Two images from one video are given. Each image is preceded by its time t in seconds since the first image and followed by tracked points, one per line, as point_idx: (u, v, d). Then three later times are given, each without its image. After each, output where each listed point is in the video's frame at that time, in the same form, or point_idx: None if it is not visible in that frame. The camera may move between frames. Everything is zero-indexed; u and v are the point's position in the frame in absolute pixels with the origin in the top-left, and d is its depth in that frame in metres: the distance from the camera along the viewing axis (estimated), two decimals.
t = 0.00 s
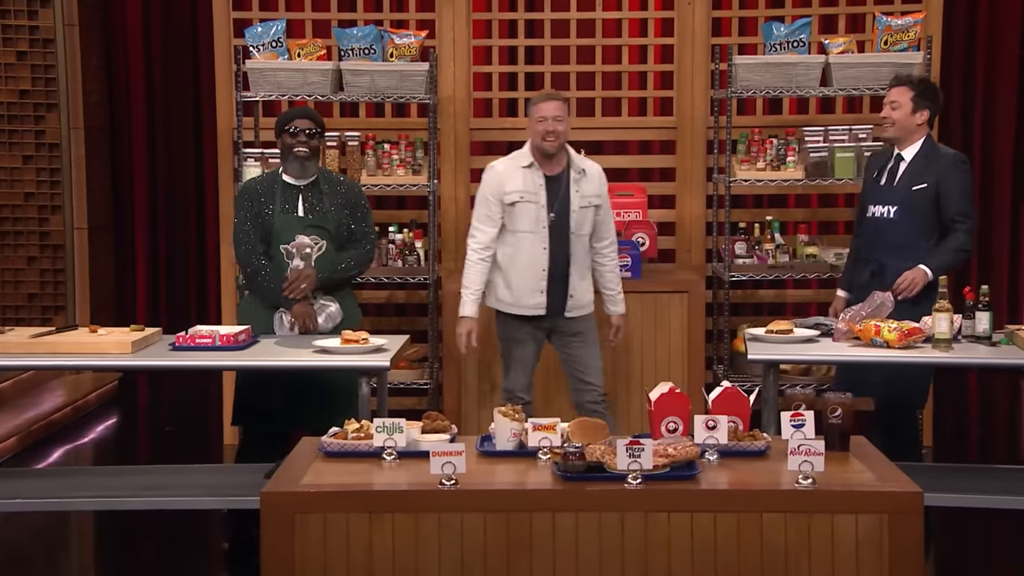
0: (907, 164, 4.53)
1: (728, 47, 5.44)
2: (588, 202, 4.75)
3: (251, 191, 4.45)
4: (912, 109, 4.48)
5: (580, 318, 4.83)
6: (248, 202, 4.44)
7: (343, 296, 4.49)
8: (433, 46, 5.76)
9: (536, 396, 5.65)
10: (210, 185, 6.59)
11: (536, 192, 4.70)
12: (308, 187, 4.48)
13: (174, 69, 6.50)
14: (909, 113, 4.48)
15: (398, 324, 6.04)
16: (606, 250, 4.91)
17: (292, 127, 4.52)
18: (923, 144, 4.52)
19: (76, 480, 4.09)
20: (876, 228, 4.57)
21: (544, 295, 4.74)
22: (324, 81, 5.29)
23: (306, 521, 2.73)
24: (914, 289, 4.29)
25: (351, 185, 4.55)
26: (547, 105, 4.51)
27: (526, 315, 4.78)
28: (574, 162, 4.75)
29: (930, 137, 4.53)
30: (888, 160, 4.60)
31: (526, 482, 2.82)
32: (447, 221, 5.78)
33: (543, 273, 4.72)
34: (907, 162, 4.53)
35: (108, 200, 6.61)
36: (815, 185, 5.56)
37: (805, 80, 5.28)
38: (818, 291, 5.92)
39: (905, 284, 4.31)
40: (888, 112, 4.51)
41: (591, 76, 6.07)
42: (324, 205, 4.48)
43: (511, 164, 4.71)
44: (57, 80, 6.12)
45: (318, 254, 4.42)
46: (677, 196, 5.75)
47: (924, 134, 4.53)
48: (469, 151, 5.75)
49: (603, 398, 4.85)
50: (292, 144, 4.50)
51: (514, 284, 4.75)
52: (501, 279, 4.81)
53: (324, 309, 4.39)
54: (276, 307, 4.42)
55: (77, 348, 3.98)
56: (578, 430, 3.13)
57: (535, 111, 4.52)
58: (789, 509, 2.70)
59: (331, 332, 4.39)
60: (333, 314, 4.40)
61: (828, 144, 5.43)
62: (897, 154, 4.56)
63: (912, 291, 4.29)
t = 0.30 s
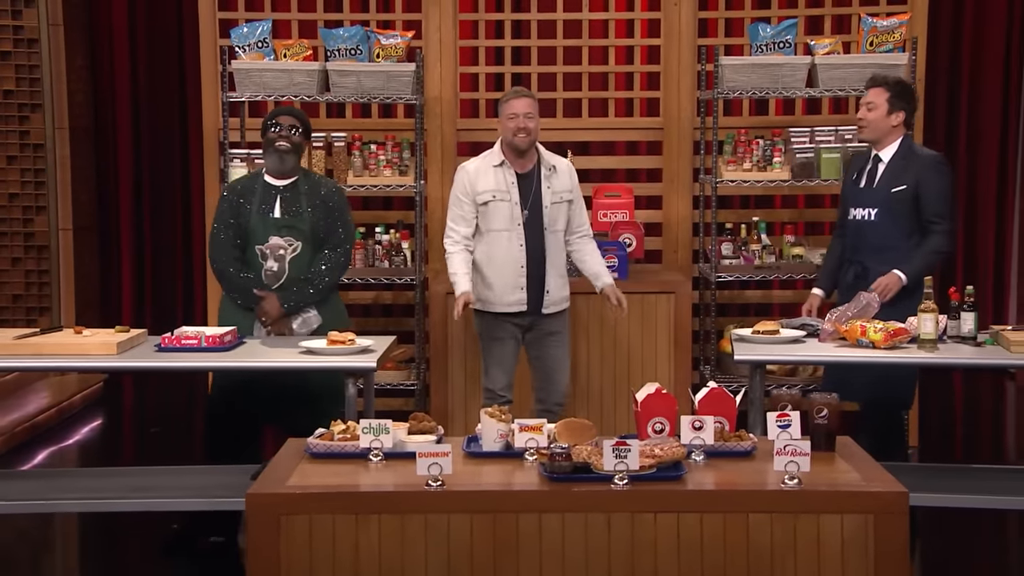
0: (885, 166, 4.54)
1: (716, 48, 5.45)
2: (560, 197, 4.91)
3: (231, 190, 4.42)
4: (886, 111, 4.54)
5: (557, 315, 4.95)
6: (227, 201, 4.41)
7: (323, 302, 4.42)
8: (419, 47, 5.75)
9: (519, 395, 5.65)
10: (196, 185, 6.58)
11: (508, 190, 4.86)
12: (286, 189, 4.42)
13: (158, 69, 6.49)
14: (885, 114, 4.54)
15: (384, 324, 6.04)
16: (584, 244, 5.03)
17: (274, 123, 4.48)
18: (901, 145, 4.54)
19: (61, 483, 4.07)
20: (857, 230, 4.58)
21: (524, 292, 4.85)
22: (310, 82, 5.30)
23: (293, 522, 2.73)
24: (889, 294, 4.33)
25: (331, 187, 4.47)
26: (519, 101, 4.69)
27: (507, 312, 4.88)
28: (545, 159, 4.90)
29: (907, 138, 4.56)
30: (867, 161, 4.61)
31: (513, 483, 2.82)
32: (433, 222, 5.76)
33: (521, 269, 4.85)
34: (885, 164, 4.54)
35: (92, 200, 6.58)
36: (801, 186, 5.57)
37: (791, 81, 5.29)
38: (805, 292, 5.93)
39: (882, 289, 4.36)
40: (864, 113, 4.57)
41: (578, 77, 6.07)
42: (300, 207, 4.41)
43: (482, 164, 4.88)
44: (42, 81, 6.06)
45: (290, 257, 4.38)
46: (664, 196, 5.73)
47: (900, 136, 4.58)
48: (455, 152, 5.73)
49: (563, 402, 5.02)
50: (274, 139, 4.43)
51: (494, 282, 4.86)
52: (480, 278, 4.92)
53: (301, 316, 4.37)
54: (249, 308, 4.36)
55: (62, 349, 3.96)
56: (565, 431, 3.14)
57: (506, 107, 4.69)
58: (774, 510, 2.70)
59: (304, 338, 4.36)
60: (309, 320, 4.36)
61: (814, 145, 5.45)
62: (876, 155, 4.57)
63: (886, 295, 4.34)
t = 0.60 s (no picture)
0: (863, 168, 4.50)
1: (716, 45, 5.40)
2: (560, 195, 4.89)
3: (191, 189, 4.37)
4: (862, 111, 4.47)
5: (553, 314, 4.94)
6: (187, 199, 4.36)
7: (281, 305, 4.38)
8: (416, 44, 5.71)
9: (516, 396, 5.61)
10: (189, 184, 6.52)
11: (513, 184, 4.85)
12: (248, 190, 4.37)
13: (151, 66, 6.45)
14: (859, 114, 4.48)
15: (380, 325, 5.99)
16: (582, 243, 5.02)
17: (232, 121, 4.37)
18: (878, 146, 4.49)
19: (52, 485, 4.02)
20: (837, 234, 4.56)
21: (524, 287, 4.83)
22: (305, 79, 5.24)
23: (287, 525, 2.68)
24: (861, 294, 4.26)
25: (293, 188, 4.41)
26: (524, 98, 4.69)
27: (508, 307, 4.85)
28: (546, 156, 4.91)
29: (884, 137, 4.50)
30: (847, 164, 4.58)
31: (510, 485, 2.77)
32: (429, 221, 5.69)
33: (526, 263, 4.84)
34: (863, 166, 4.50)
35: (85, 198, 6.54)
36: (801, 185, 5.52)
37: (792, 79, 5.24)
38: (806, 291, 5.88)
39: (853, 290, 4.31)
40: (839, 113, 4.52)
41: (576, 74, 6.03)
42: (262, 208, 4.36)
43: (488, 157, 4.88)
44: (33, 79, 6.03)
45: (250, 260, 4.33)
46: (663, 195, 5.69)
47: (877, 136, 4.51)
48: (452, 150, 5.65)
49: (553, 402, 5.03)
50: (235, 140, 4.33)
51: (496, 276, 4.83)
52: (480, 272, 4.88)
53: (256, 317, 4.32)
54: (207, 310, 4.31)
55: (54, 350, 3.92)
56: (563, 433, 3.10)
57: (512, 102, 4.70)
58: (774, 512, 2.65)
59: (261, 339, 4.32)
60: (264, 322, 4.32)
61: (816, 144, 5.40)
62: (854, 157, 4.53)
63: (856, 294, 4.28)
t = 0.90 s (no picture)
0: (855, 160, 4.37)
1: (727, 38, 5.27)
2: (577, 191, 4.83)
3: (152, 191, 4.31)
4: (857, 99, 4.35)
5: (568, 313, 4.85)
6: (149, 203, 4.29)
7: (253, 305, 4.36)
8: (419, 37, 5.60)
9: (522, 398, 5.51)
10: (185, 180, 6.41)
11: (534, 177, 4.77)
12: (213, 189, 4.33)
13: (146, 59, 6.32)
14: (854, 103, 4.36)
15: (382, 324, 5.88)
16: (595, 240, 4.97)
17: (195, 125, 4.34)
18: (871, 138, 4.33)
19: (45, 490, 3.91)
20: (828, 227, 4.45)
21: (547, 281, 4.73)
22: (305, 72, 5.13)
23: (287, 531, 2.57)
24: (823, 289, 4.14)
25: (258, 186, 4.38)
26: (549, 92, 4.65)
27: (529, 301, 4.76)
28: (565, 152, 4.83)
29: (881, 128, 4.35)
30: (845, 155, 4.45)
31: (515, 490, 2.65)
32: (433, 219, 5.58)
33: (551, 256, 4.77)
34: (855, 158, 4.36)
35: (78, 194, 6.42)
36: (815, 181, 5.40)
37: (806, 72, 5.11)
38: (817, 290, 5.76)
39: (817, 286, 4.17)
40: (834, 102, 4.41)
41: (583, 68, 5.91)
42: (228, 208, 4.32)
43: (508, 150, 4.79)
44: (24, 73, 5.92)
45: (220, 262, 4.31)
46: (673, 192, 5.57)
47: (875, 124, 4.38)
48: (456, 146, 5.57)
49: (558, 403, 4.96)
50: (197, 148, 4.32)
51: (517, 270, 4.73)
52: (498, 266, 4.77)
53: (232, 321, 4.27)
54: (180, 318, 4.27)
55: (47, 350, 3.81)
56: (571, 436, 2.97)
57: (539, 96, 4.64)
58: (787, 518, 2.53)
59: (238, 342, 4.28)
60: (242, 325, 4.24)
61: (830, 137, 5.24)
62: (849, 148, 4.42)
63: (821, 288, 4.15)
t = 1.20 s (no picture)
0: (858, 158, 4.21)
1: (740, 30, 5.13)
2: (593, 189, 4.70)
3: (140, 186, 4.19)
4: (858, 99, 4.17)
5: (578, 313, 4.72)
6: (137, 198, 4.17)
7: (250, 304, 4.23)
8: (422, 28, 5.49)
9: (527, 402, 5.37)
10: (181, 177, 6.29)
11: (550, 172, 4.64)
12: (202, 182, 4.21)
13: (139, 52, 6.19)
14: (856, 102, 4.18)
15: (384, 325, 5.76)
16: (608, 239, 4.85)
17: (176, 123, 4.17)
18: (875, 135, 4.17)
19: (35, 497, 3.77)
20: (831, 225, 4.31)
21: (560, 279, 4.61)
22: (304, 65, 5.00)
23: (286, 540, 2.42)
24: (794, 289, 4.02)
25: (249, 178, 4.28)
26: (573, 86, 4.53)
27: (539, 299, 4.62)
28: (582, 148, 4.70)
29: (888, 122, 4.17)
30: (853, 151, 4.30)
31: (521, 496, 2.51)
32: (438, 217, 5.49)
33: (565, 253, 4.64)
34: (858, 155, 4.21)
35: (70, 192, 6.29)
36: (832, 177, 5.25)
37: (823, 64, 4.97)
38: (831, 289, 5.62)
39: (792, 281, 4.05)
40: (836, 104, 4.24)
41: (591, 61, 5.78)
42: (218, 201, 4.22)
43: (525, 143, 4.65)
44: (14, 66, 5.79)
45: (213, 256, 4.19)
46: (685, 188, 5.47)
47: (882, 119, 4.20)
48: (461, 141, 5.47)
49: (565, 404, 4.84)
50: (183, 147, 4.16)
51: (530, 266, 4.60)
52: (510, 260, 4.63)
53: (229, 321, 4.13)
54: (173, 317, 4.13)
55: (36, 352, 3.67)
56: (578, 442, 2.83)
57: (561, 90, 4.52)
58: (803, 526, 2.39)
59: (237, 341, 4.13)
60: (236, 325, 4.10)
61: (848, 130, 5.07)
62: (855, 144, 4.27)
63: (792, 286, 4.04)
